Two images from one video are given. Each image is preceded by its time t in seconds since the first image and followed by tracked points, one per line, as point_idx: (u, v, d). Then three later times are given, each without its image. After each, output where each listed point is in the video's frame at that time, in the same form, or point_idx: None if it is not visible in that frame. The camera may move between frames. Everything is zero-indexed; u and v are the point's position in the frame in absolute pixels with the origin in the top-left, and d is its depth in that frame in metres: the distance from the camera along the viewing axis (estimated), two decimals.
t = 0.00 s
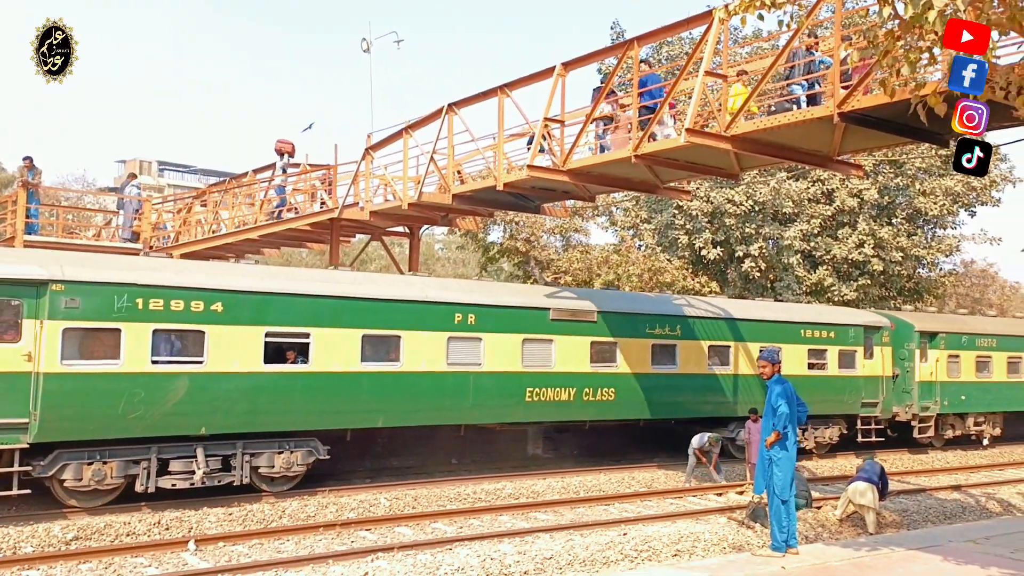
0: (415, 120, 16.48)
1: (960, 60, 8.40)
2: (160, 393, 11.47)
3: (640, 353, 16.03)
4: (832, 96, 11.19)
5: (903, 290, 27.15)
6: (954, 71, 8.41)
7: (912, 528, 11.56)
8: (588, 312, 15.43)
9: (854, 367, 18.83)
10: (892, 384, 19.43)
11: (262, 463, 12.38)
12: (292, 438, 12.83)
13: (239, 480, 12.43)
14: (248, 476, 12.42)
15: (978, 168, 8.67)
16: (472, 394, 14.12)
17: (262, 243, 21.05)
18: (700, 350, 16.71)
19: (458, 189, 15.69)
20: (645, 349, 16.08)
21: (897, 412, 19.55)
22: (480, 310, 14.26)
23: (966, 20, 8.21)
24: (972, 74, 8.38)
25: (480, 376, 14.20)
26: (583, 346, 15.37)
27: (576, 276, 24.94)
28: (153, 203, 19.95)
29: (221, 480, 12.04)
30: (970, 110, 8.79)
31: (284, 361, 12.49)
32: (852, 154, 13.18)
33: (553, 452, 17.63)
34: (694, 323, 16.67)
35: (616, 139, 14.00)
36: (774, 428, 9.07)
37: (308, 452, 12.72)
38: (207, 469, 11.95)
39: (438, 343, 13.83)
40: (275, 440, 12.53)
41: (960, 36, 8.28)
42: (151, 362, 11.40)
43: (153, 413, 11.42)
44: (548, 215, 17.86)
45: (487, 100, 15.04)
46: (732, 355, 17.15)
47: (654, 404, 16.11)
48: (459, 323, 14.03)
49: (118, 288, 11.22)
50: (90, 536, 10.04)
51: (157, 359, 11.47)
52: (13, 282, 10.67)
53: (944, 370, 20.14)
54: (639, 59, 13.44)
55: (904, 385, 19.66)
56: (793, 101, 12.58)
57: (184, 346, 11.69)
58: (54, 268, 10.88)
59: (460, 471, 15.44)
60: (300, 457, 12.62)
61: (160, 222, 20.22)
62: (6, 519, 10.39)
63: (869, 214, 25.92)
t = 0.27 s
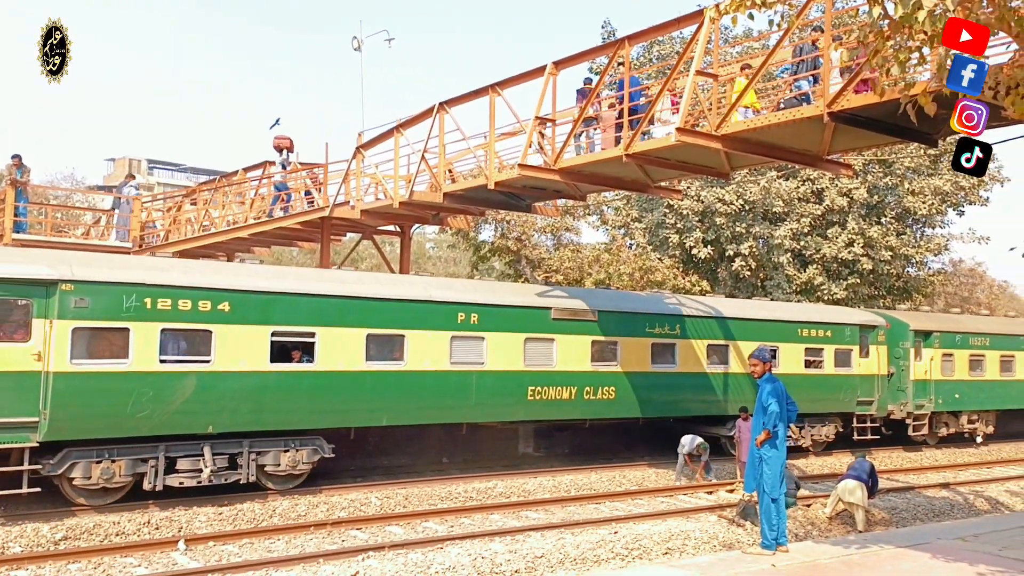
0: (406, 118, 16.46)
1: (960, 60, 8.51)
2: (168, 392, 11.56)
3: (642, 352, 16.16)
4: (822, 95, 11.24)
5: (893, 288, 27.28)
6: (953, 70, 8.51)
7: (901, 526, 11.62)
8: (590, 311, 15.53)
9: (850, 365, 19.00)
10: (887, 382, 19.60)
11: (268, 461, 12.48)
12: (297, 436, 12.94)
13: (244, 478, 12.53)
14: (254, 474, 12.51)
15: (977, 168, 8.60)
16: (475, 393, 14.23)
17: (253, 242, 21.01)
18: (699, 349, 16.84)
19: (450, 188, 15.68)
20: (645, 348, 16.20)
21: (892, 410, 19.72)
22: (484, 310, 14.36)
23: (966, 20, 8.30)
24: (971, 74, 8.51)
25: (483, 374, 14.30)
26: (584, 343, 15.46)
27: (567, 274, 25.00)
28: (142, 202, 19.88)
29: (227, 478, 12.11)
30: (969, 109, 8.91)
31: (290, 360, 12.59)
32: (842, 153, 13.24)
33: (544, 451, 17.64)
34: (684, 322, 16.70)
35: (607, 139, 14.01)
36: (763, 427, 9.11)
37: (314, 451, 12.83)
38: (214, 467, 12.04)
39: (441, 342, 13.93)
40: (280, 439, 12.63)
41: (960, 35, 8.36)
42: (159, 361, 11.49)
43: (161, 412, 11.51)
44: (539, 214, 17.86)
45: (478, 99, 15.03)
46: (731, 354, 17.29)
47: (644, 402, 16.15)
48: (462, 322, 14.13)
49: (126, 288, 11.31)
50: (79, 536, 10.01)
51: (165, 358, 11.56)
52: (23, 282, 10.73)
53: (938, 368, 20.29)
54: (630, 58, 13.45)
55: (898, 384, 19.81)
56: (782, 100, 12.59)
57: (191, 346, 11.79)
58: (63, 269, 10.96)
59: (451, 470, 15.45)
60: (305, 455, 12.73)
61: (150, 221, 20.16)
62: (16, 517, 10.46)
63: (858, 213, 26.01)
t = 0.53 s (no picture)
0: (402, 117, 16.47)
1: (960, 60, 8.56)
2: (181, 391, 11.58)
3: (646, 352, 16.28)
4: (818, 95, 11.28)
5: (887, 288, 27.36)
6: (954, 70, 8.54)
7: (895, 524, 11.65)
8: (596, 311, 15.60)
9: (851, 365, 19.07)
10: (888, 382, 19.65)
11: (279, 459, 12.52)
12: (307, 435, 12.98)
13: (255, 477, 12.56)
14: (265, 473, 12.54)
15: (976, 167, 8.64)
16: (482, 392, 14.33)
17: (248, 241, 20.99)
18: (702, 349, 16.95)
19: (445, 188, 15.67)
20: (650, 348, 16.31)
21: (892, 409, 19.68)
22: (490, 310, 14.45)
23: (966, 20, 8.35)
24: (971, 74, 8.55)
25: (489, 374, 14.41)
26: (589, 344, 15.55)
27: (563, 274, 25.04)
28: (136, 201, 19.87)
29: (239, 476, 12.15)
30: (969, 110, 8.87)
31: (300, 360, 12.66)
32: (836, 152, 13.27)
33: (539, 450, 17.64)
34: (679, 320, 16.67)
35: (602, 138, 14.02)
36: (760, 426, 9.13)
37: (323, 449, 12.88)
38: (226, 466, 12.07)
39: (448, 341, 14.03)
40: (291, 438, 12.67)
41: (960, 35, 8.40)
42: (171, 361, 11.51)
43: (174, 411, 11.53)
44: (534, 214, 17.87)
45: (474, 98, 15.04)
46: (733, 353, 17.38)
47: (640, 402, 16.15)
48: (469, 322, 14.22)
49: (140, 288, 11.33)
50: (74, 535, 9.99)
51: (178, 358, 11.59)
52: (38, 282, 10.75)
53: (937, 368, 20.38)
54: (626, 57, 13.45)
55: (899, 383, 19.80)
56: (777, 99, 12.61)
57: (203, 345, 11.82)
58: (78, 269, 10.98)
59: (447, 469, 15.46)
60: (315, 454, 12.78)
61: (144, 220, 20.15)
62: (32, 517, 10.49)
63: (853, 213, 26.04)
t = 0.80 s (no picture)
0: (400, 117, 16.47)
1: (960, 59, 8.65)
2: (196, 391, 11.77)
3: (653, 352, 16.41)
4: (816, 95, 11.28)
5: (885, 288, 27.41)
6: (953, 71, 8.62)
7: (892, 524, 11.67)
8: (602, 312, 15.73)
9: (856, 365, 19.16)
10: (891, 382, 19.75)
11: (292, 458, 12.68)
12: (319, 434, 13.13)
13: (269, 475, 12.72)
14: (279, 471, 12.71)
15: (975, 167, 8.67)
16: (492, 391, 14.46)
17: (246, 242, 20.98)
18: (708, 349, 17.05)
19: (444, 188, 15.69)
20: (657, 349, 16.42)
21: (896, 409, 19.88)
22: (499, 311, 14.59)
23: (966, 19, 8.45)
24: (971, 74, 8.63)
25: (499, 374, 14.51)
26: (597, 344, 15.69)
27: (561, 274, 25.07)
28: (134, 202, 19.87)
29: (253, 475, 12.32)
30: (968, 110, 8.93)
31: (313, 360, 12.81)
32: (835, 152, 13.29)
33: (537, 450, 17.64)
34: (676, 320, 16.67)
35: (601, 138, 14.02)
36: (759, 425, 9.14)
37: (336, 448, 13.03)
38: (241, 465, 12.24)
39: (459, 341, 14.13)
40: (304, 437, 12.82)
41: (959, 35, 8.50)
42: (187, 361, 11.70)
43: (190, 410, 11.71)
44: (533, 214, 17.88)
45: (472, 98, 15.05)
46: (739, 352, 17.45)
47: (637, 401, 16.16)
48: (479, 322, 14.35)
49: (157, 289, 11.55)
50: (72, 535, 9.99)
51: (194, 358, 11.78)
52: (57, 283, 10.94)
53: (940, 367, 20.43)
54: (624, 57, 13.45)
55: (902, 383, 19.91)
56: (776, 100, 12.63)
57: (219, 345, 12.01)
58: (96, 270, 11.18)
59: (445, 469, 15.47)
60: (328, 453, 12.94)
61: (142, 220, 20.16)
62: (51, 514, 10.69)
63: (851, 213, 26.08)
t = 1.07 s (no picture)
0: (395, 117, 16.45)
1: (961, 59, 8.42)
2: (209, 391, 11.91)
3: (658, 353, 16.51)
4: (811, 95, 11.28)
5: (880, 288, 27.47)
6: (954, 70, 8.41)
7: (887, 523, 11.69)
8: (608, 312, 15.86)
9: (857, 365, 19.26)
10: (892, 381, 19.84)
11: (302, 458, 12.81)
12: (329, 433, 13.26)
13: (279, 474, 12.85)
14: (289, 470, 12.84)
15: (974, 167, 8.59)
16: (499, 391, 14.59)
17: (241, 241, 20.96)
18: (712, 349, 17.16)
19: (439, 187, 15.67)
20: (662, 349, 16.52)
21: (897, 408, 19.96)
22: (507, 311, 14.70)
23: (965, 20, 8.40)
24: (972, 73, 8.40)
25: (506, 374, 14.63)
26: (603, 344, 15.82)
27: (557, 274, 25.07)
28: (129, 202, 19.86)
29: (265, 474, 12.45)
30: (969, 110, 8.64)
31: (324, 360, 12.94)
32: (830, 153, 13.30)
33: (533, 450, 17.63)
34: (672, 320, 16.65)
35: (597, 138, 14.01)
36: (755, 425, 9.16)
37: (345, 448, 13.15)
38: (253, 464, 12.38)
39: (467, 342, 14.27)
40: (314, 436, 12.94)
41: (959, 35, 8.42)
42: (201, 360, 11.85)
43: (203, 410, 11.85)
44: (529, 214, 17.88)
45: (468, 98, 15.05)
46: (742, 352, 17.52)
47: (633, 401, 16.15)
48: (486, 323, 14.47)
49: (171, 290, 11.70)
50: (67, 536, 9.97)
51: (207, 358, 11.93)
52: (72, 284, 11.11)
53: (941, 367, 20.49)
54: (620, 57, 13.45)
55: (903, 383, 20.00)
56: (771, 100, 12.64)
57: (231, 345, 12.16)
58: (111, 271, 11.33)
59: (441, 469, 15.47)
60: (338, 452, 13.06)
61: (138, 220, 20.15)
62: (66, 512, 10.83)
63: (846, 213, 26.13)
